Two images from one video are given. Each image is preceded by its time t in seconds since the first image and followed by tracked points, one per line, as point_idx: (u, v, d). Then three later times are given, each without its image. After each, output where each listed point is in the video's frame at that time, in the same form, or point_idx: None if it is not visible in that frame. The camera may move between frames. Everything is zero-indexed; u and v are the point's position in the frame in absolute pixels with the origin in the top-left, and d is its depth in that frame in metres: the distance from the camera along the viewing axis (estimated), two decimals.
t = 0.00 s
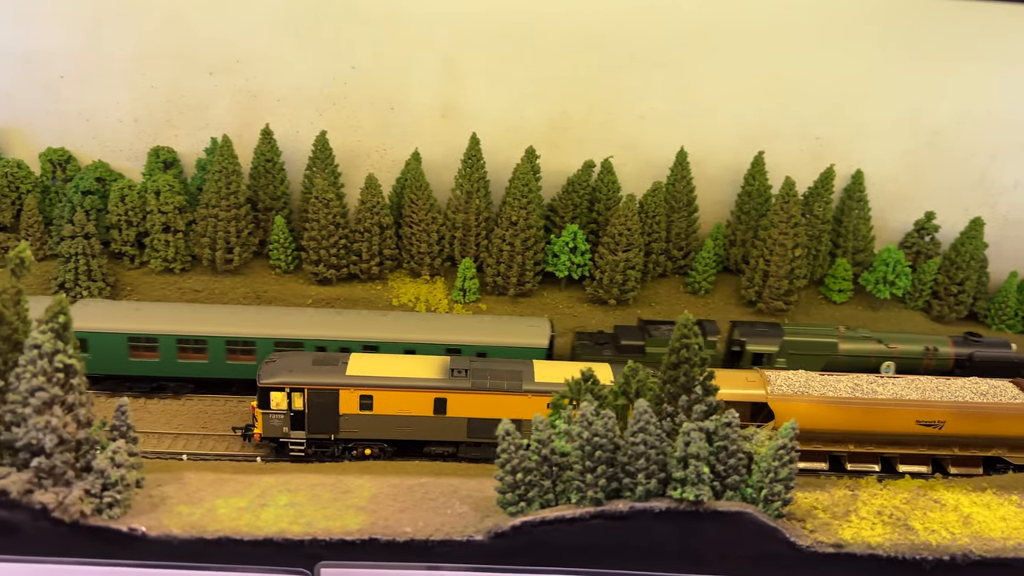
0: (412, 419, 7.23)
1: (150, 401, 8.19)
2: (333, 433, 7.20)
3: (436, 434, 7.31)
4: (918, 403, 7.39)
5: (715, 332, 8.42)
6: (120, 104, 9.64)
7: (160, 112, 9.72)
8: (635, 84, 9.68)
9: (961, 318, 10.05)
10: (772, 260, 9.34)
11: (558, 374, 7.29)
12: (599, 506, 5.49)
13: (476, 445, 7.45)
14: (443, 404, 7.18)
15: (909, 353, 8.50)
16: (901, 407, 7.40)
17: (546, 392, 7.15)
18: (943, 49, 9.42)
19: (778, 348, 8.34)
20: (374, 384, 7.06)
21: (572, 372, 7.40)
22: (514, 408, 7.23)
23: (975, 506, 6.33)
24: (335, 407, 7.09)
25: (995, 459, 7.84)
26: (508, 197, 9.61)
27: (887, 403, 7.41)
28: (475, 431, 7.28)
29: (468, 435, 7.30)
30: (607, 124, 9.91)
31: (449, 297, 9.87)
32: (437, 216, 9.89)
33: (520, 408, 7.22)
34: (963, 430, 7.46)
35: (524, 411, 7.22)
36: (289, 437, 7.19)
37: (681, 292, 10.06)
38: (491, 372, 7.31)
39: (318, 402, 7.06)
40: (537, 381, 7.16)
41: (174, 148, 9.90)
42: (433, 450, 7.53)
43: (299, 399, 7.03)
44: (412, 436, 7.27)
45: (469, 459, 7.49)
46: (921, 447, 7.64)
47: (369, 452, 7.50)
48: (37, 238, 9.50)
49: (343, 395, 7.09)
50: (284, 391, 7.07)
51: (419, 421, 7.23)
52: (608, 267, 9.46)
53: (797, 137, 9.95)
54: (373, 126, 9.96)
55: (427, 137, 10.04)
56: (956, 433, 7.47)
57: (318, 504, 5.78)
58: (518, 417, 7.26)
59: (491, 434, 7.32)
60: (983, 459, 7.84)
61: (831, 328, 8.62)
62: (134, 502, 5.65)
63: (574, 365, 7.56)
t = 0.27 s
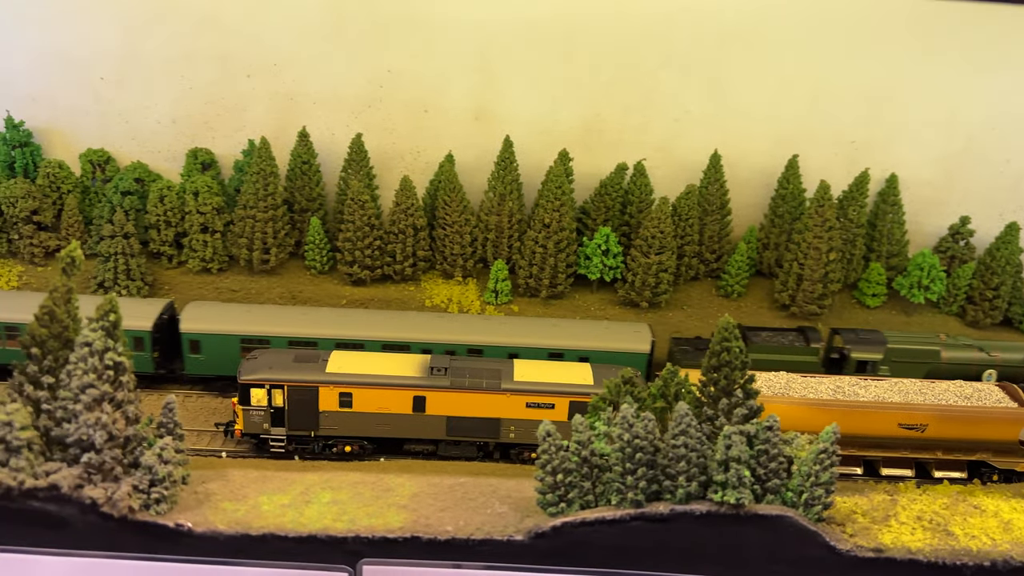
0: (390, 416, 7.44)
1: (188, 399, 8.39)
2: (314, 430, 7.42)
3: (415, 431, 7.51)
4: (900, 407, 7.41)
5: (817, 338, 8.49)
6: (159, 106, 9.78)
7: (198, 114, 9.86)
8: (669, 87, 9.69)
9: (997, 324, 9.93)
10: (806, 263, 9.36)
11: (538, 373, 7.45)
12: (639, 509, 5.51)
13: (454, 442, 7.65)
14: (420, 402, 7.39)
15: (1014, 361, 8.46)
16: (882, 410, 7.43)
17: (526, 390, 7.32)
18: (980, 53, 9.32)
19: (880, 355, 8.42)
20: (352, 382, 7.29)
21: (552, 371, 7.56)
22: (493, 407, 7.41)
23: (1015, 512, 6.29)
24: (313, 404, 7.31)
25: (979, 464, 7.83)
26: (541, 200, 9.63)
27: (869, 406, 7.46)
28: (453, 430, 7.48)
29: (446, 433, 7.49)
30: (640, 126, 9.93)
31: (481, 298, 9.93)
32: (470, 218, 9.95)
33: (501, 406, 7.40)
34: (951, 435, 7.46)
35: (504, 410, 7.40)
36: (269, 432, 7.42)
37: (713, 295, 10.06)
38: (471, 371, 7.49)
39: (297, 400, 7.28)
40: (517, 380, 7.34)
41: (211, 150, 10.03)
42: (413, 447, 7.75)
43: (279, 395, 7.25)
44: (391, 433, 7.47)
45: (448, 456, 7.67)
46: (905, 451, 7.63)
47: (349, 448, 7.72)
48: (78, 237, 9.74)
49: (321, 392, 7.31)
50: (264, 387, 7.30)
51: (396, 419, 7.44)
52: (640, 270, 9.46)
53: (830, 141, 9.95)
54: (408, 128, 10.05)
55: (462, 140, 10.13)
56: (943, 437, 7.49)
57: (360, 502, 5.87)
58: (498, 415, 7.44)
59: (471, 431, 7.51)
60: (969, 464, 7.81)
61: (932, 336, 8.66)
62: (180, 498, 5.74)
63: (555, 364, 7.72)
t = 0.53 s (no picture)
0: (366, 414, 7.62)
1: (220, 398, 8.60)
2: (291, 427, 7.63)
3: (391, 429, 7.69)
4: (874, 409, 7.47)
5: (909, 346, 8.51)
6: (192, 111, 9.97)
7: (231, 119, 10.09)
8: (696, 93, 9.72)
9: None
10: (833, 269, 9.42)
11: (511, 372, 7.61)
12: (670, 510, 5.59)
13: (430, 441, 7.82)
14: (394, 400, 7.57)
15: None
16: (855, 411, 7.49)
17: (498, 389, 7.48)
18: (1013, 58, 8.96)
19: (973, 365, 8.43)
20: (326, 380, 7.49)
21: (524, 371, 7.72)
22: (467, 406, 7.58)
23: None
24: (288, 401, 7.52)
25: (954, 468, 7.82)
26: (568, 204, 9.71)
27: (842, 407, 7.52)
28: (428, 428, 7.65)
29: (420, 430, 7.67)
30: (667, 131, 10.02)
31: (507, 301, 10.00)
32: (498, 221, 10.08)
33: (474, 405, 7.57)
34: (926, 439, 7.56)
35: (477, 408, 7.57)
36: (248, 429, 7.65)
37: (739, 300, 10.10)
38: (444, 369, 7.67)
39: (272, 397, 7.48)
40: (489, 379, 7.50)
41: (244, 154, 10.32)
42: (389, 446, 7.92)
43: (256, 393, 7.45)
44: (368, 431, 7.66)
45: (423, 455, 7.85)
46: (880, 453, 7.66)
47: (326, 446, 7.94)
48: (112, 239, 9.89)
49: (297, 390, 7.52)
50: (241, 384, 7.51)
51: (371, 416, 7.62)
52: (666, 274, 9.51)
53: (858, 146, 9.97)
54: (436, 132, 10.25)
55: (490, 145, 10.29)
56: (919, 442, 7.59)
57: (395, 500, 5.97)
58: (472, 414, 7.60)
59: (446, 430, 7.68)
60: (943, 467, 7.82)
61: None
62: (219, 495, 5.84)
63: (530, 364, 7.87)
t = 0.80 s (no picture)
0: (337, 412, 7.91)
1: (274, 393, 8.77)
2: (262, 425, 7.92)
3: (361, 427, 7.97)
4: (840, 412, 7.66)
5: (999, 358, 8.68)
6: (219, 114, 10.09)
7: (256, 123, 10.20)
8: (719, 98, 9.73)
9: None
10: (856, 274, 9.40)
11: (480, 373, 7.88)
12: (694, 514, 5.62)
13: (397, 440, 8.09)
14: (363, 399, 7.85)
15: None
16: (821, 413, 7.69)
17: (466, 388, 7.73)
18: None
19: None
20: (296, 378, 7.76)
21: (491, 372, 8.00)
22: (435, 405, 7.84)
23: None
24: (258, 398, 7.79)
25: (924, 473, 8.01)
26: (589, 208, 9.74)
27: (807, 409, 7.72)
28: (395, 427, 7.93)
29: (388, 428, 7.94)
30: (690, 135, 10.02)
31: (529, 304, 10.04)
32: (520, 225, 10.13)
33: (442, 404, 7.82)
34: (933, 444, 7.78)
35: (446, 408, 7.83)
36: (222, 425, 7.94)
37: (762, 304, 10.10)
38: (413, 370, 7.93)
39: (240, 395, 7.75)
40: (456, 378, 7.75)
41: (269, 157, 10.46)
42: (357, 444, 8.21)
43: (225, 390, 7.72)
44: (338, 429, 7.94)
45: (391, 453, 8.15)
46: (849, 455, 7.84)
47: (295, 443, 8.23)
48: (140, 241, 10.07)
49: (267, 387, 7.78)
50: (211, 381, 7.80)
51: (340, 414, 7.90)
52: (688, 278, 9.54)
53: (881, 151, 9.93)
54: (459, 136, 10.37)
55: (513, 148, 10.37)
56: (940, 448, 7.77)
57: (420, 500, 6.04)
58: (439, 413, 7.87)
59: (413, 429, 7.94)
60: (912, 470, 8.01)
61: None
62: (247, 493, 5.94)
63: (497, 365, 8.14)
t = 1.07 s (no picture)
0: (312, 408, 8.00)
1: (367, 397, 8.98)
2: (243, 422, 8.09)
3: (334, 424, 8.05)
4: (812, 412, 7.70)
5: None
6: (251, 121, 10.37)
7: (287, 129, 10.44)
8: (742, 106, 9.84)
9: None
10: (879, 280, 9.46)
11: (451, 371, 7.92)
12: (719, 516, 5.71)
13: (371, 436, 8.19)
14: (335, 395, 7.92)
15: None
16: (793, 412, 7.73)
17: (436, 386, 7.81)
18: None
19: None
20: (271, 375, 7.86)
21: (463, 370, 8.04)
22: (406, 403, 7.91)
23: None
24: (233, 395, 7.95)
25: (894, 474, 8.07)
26: (613, 213, 9.80)
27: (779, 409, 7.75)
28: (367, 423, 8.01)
29: (361, 426, 8.01)
30: (714, 141, 10.12)
31: (553, 309, 10.13)
32: (544, 230, 10.21)
33: (412, 402, 7.89)
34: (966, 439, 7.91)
35: (416, 405, 7.89)
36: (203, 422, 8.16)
37: (785, 310, 10.18)
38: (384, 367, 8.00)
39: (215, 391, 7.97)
40: (427, 376, 7.82)
41: (299, 162, 10.65)
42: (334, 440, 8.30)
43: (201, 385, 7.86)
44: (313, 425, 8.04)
45: (365, 451, 8.22)
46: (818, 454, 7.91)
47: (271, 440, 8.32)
48: (173, 244, 10.34)
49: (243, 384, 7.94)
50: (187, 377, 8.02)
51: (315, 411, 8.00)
52: (711, 283, 9.62)
53: (905, 158, 9.98)
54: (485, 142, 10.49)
55: (537, 154, 10.47)
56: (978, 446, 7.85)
57: (449, 499, 6.17)
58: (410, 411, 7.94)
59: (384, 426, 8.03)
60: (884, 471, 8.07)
61: None
62: (281, 491, 6.10)
63: (471, 363, 8.19)
